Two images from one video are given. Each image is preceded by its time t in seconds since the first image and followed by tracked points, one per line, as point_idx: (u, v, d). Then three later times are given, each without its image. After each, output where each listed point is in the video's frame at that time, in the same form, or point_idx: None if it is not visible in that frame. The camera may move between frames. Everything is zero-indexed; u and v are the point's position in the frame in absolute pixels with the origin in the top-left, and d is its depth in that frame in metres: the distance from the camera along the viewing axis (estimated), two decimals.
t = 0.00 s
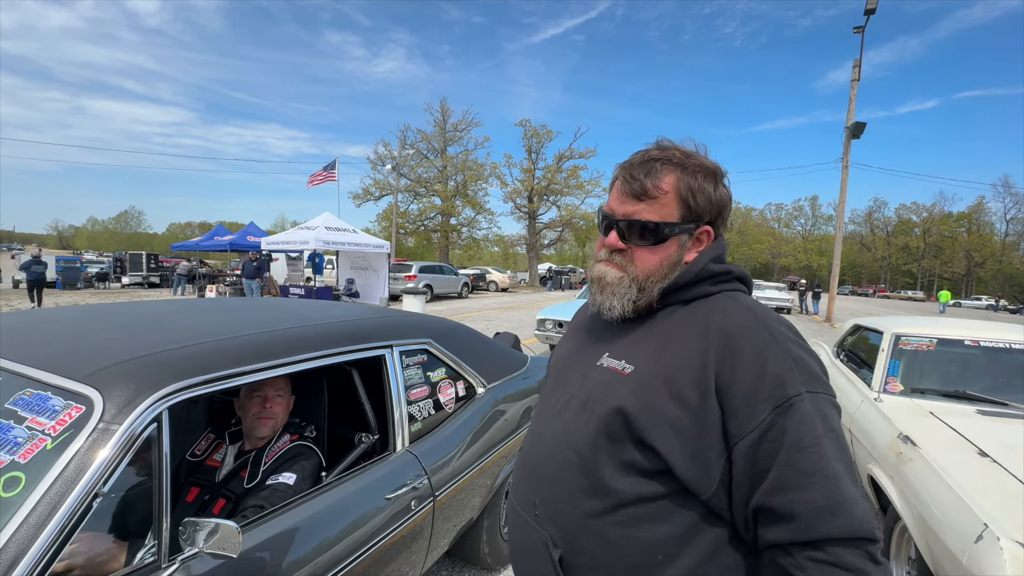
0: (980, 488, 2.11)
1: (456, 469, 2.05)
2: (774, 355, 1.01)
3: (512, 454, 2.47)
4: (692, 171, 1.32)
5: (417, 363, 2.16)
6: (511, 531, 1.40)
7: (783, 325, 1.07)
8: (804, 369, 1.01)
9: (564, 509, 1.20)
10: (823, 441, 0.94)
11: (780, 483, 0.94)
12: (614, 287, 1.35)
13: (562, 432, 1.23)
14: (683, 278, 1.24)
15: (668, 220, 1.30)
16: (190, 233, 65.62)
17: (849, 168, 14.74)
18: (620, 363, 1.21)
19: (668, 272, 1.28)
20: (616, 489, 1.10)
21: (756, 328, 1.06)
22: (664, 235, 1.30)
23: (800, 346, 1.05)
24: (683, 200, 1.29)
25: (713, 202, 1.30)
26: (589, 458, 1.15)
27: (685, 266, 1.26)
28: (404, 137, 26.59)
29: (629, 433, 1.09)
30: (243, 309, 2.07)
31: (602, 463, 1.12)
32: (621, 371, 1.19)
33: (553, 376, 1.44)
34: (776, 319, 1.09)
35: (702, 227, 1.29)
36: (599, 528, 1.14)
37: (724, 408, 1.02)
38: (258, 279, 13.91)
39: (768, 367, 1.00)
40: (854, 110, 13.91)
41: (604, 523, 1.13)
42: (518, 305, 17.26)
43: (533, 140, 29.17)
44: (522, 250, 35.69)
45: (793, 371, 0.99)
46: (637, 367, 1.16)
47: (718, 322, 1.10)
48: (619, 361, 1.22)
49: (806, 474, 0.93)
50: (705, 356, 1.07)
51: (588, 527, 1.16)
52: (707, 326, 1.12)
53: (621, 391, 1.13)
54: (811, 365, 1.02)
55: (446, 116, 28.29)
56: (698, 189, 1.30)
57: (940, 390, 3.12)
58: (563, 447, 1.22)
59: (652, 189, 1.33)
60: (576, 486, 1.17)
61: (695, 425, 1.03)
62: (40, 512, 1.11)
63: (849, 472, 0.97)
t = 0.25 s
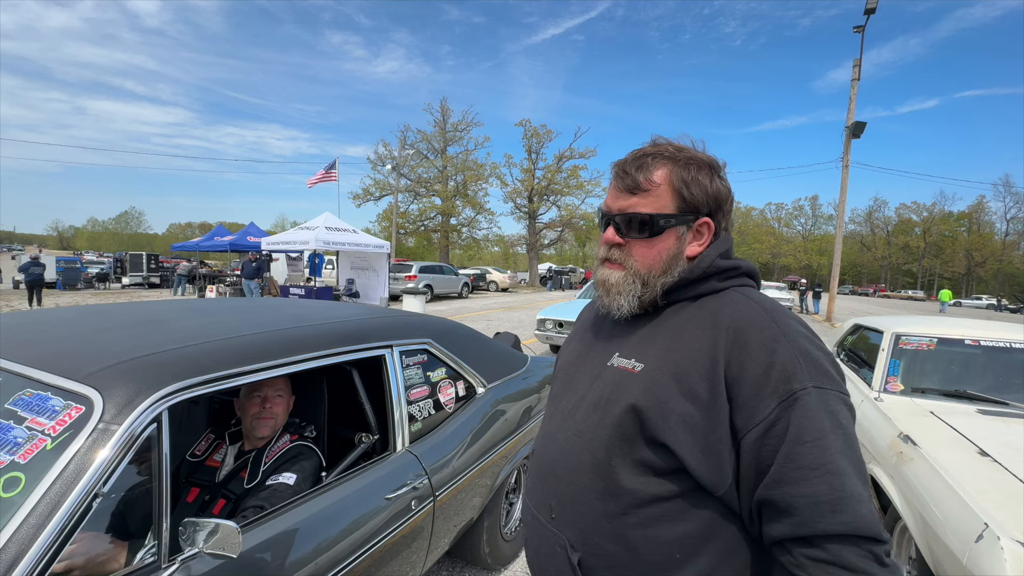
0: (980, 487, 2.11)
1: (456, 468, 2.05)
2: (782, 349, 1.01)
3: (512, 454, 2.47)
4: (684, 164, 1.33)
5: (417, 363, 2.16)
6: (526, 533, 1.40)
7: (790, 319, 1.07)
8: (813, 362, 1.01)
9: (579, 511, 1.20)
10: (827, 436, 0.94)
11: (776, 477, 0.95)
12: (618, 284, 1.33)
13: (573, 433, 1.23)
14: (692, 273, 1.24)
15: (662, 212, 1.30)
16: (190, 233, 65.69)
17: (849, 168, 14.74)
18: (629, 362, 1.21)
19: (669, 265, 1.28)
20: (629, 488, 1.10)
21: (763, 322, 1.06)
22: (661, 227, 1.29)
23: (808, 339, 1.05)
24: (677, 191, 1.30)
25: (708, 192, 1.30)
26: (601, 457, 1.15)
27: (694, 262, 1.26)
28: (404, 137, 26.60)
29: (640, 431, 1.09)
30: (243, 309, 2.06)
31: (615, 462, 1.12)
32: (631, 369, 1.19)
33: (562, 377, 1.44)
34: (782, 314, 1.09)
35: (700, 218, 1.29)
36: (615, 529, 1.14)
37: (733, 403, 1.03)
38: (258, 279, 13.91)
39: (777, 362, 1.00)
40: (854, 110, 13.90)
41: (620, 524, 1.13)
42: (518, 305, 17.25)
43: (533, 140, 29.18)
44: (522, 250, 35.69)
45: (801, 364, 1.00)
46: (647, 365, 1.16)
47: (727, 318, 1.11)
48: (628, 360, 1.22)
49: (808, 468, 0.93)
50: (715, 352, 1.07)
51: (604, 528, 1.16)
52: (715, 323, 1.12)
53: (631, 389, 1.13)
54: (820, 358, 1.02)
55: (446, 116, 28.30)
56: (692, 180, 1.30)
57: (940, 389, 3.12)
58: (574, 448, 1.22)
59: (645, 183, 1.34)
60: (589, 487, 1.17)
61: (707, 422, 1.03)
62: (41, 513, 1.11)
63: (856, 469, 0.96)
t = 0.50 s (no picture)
0: (980, 486, 2.11)
1: (456, 468, 2.05)
2: (793, 354, 1.01)
3: (512, 454, 2.47)
4: (678, 158, 1.33)
5: (417, 362, 2.16)
6: (536, 536, 1.41)
7: (801, 321, 1.06)
8: (825, 366, 1.00)
9: (589, 516, 1.20)
10: (843, 440, 0.94)
11: (794, 484, 0.95)
12: (617, 281, 1.34)
13: (582, 438, 1.23)
14: (699, 274, 1.23)
15: (657, 207, 1.30)
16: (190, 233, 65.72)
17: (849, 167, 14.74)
18: (637, 366, 1.21)
19: (666, 260, 1.28)
20: (639, 494, 1.10)
21: (774, 326, 1.06)
22: (655, 222, 1.29)
23: (819, 341, 1.05)
24: (671, 185, 1.29)
25: (705, 185, 1.28)
26: (611, 463, 1.15)
27: (702, 263, 1.26)
28: (403, 137, 26.62)
29: (650, 437, 1.09)
30: (243, 310, 2.06)
31: (624, 468, 1.12)
32: (639, 374, 1.19)
33: (569, 380, 1.44)
34: (793, 316, 1.09)
35: (698, 212, 1.27)
36: (626, 534, 1.14)
37: (745, 409, 1.02)
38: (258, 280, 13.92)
39: (789, 367, 1.00)
40: (853, 109, 13.90)
41: (631, 529, 1.13)
42: (518, 305, 17.25)
43: (532, 139, 29.18)
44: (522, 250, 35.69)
45: (813, 368, 0.99)
46: (655, 369, 1.16)
47: (736, 321, 1.10)
48: (636, 364, 1.22)
49: (825, 475, 0.93)
50: (724, 357, 1.07)
51: (615, 533, 1.16)
52: (725, 326, 1.11)
53: (640, 394, 1.13)
54: (832, 361, 1.02)
55: (446, 116, 28.31)
56: (687, 174, 1.29)
57: (940, 388, 3.13)
58: (584, 453, 1.22)
59: (639, 179, 1.34)
60: (599, 492, 1.18)
61: (718, 427, 1.03)
62: (41, 513, 1.11)
63: (871, 472, 0.96)
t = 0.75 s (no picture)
0: (979, 484, 2.12)
1: (456, 467, 2.05)
2: (799, 358, 1.01)
3: (512, 453, 2.47)
4: (680, 157, 1.33)
5: (417, 362, 2.17)
6: (538, 535, 1.41)
7: (807, 325, 1.06)
8: (831, 370, 1.00)
9: (591, 518, 1.21)
10: (848, 446, 0.93)
11: (797, 490, 0.95)
12: (617, 275, 1.35)
13: (585, 440, 1.24)
14: (703, 275, 1.23)
15: (657, 206, 1.30)
16: (190, 234, 65.71)
17: (848, 166, 14.74)
18: (640, 368, 1.22)
19: (668, 258, 1.28)
20: (642, 496, 1.10)
21: (779, 329, 1.06)
22: (656, 221, 1.29)
23: (826, 345, 1.04)
24: (672, 184, 1.29)
25: (707, 184, 1.28)
26: (613, 465, 1.15)
27: (706, 263, 1.26)
28: (403, 137, 26.62)
29: (652, 440, 1.10)
30: (242, 310, 2.06)
31: (627, 470, 1.13)
32: (642, 376, 1.19)
33: (572, 381, 1.44)
34: (798, 319, 1.09)
35: (700, 211, 1.27)
36: (628, 537, 1.14)
37: (749, 413, 1.02)
38: (257, 280, 13.90)
39: (794, 371, 1.00)
40: (853, 107, 13.90)
41: (633, 531, 1.13)
42: (518, 304, 17.24)
43: (532, 139, 29.19)
44: (521, 249, 35.69)
45: (819, 373, 0.99)
46: (658, 372, 1.16)
47: (741, 324, 1.10)
48: (639, 366, 1.22)
49: (831, 481, 0.93)
50: (729, 360, 1.07)
51: (617, 536, 1.16)
52: (730, 329, 1.11)
53: (643, 398, 1.14)
54: (839, 365, 1.01)
55: (445, 115, 28.31)
56: (688, 173, 1.29)
57: (940, 386, 3.13)
58: (586, 455, 1.22)
59: (639, 178, 1.35)
60: (602, 495, 1.18)
61: (720, 431, 1.04)
62: (42, 513, 1.11)
63: (877, 477, 0.96)
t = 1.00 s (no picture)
0: (978, 481, 2.12)
1: (456, 467, 2.06)
2: (800, 358, 1.01)
3: (512, 452, 2.47)
4: (683, 158, 1.33)
5: (416, 361, 2.17)
6: (534, 531, 1.42)
7: (809, 326, 1.06)
8: (832, 371, 1.00)
9: (588, 515, 1.21)
10: (847, 447, 0.93)
11: (794, 489, 0.96)
12: (621, 277, 1.35)
13: (584, 437, 1.24)
14: (706, 276, 1.23)
15: (660, 207, 1.30)
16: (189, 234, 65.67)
17: (847, 164, 14.74)
18: (641, 366, 1.22)
19: (671, 260, 1.28)
20: (639, 493, 1.11)
21: (781, 330, 1.06)
22: (659, 222, 1.29)
23: (827, 347, 1.04)
24: (675, 185, 1.30)
25: (710, 185, 1.28)
26: (611, 462, 1.15)
27: (710, 264, 1.26)
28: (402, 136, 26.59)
29: (651, 438, 1.10)
30: (242, 310, 2.06)
31: (625, 467, 1.13)
32: (643, 374, 1.19)
33: (573, 379, 1.44)
34: (799, 320, 1.09)
35: (704, 212, 1.27)
36: (625, 534, 1.14)
37: (748, 412, 1.03)
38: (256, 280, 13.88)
39: (795, 371, 1.00)
40: (852, 105, 13.89)
41: (629, 528, 1.13)
42: (517, 304, 17.23)
43: (531, 138, 29.19)
44: (521, 248, 35.68)
45: (820, 373, 0.99)
46: (659, 370, 1.16)
47: (743, 324, 1.10)
48: (640, 364, 1.22)
49: (828, 481, 0.93)
50: (730, 359, 1.07)
51: (613, 533, 1.17)
52: (731, 329, 1.12)
53: (643, 395, 1.14)
54: (840, 367, 1.02)
55: (444, 115, 28.28)
56: (692, 174, 1.29)
57: (939, 384, 3.14)
58: (584, 452, 1.23)
59: (642, 179, 1.35)
60: (599, 491, 1.18)
61: (719, 429, 1.04)
62: (41, 513, 1.11)
63: (875, 478, 0.96)
